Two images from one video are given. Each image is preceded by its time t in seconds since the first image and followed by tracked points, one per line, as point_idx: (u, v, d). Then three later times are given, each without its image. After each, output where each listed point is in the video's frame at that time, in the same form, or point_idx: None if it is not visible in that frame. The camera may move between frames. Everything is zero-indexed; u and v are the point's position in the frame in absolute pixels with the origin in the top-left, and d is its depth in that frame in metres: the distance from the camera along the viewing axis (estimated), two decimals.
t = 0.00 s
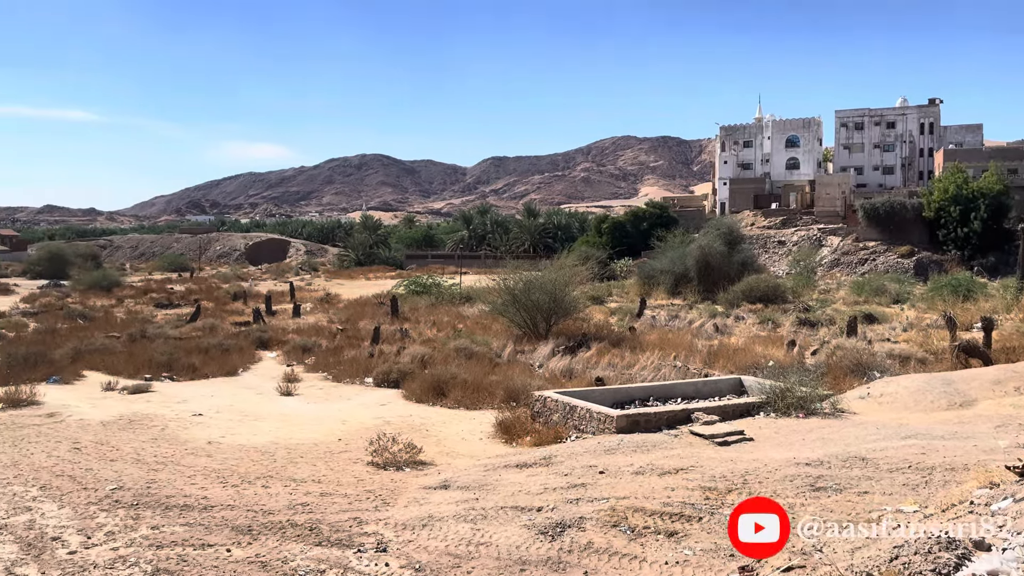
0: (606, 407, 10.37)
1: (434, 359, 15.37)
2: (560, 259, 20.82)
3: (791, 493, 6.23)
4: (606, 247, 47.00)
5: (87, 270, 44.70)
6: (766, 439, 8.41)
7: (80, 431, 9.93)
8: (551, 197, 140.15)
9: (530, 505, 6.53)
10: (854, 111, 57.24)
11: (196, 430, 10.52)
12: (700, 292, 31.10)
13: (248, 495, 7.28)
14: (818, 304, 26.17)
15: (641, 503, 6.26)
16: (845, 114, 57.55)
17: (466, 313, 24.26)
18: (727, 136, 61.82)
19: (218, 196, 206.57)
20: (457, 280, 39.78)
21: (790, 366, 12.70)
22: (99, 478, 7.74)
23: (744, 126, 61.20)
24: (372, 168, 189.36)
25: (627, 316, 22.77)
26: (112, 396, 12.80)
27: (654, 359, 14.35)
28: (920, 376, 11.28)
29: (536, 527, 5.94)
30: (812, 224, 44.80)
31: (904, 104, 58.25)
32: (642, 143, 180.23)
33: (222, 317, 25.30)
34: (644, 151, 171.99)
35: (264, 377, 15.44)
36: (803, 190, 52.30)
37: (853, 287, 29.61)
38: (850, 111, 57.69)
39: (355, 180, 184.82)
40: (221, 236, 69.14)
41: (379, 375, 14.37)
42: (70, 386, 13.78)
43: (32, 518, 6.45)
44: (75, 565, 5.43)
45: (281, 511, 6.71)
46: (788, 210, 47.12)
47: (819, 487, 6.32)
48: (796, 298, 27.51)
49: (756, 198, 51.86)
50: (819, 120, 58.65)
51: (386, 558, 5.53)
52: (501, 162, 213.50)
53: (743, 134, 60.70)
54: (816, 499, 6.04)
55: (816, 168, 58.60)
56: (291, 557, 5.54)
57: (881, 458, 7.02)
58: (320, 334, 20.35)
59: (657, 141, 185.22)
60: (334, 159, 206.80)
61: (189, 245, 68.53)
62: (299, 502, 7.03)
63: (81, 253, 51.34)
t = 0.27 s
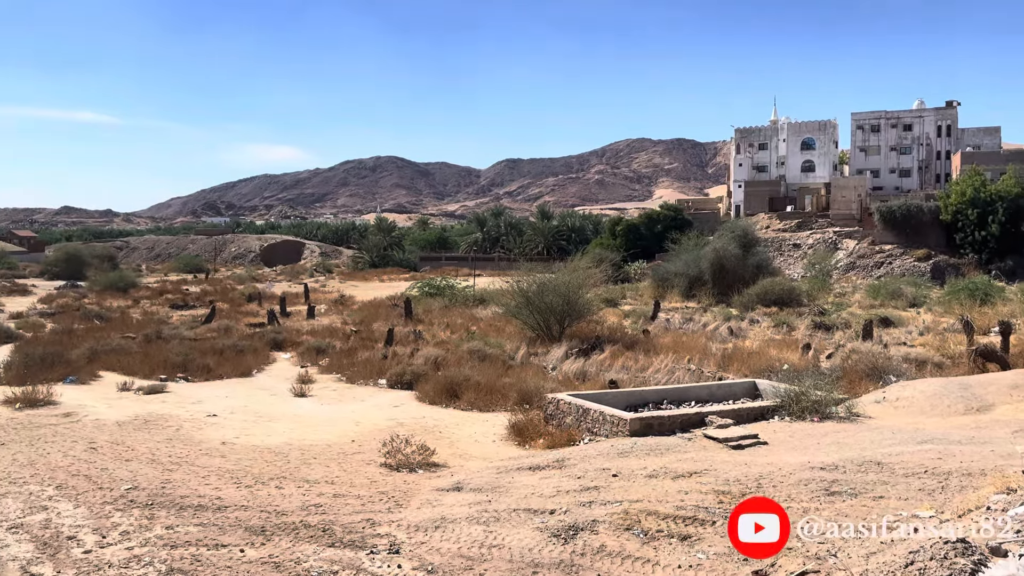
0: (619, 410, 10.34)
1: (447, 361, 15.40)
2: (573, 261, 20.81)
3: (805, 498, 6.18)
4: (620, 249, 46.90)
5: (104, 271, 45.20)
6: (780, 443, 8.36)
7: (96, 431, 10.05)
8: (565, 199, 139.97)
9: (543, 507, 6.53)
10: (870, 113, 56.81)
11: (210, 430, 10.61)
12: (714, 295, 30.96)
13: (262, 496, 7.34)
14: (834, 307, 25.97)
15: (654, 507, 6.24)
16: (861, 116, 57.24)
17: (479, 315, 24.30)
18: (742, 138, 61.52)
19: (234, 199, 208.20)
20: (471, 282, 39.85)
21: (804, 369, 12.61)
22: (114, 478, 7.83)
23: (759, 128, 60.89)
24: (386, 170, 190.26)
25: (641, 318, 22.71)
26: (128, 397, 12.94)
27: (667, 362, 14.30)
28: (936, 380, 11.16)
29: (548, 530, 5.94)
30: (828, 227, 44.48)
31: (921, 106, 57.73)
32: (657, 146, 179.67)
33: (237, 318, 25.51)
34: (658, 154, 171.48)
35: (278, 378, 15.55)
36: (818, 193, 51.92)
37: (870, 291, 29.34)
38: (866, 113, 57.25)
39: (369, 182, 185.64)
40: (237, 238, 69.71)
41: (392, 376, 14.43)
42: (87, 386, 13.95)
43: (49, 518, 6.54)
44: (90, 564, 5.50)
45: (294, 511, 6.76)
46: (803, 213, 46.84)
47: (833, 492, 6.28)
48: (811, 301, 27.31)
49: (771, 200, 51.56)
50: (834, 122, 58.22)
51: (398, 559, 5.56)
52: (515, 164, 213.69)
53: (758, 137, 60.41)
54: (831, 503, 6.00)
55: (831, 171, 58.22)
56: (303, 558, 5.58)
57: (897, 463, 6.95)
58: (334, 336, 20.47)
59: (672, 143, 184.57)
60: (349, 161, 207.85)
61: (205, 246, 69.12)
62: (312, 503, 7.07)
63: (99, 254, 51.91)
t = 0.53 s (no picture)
0: (626, 413, 10.33)
1: (454, 363, 15.41)
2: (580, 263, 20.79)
3: (813, 501, 6.16)
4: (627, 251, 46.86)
5: (113, 272, 45.43)
6: (788, 446, 8.33)
7: (104, 432, 10.10)
8: (572, 201, 139.88)
9: (549, 510, 6.53)
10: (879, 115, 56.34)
11: (218, 431, 10.65)
12: (721, 297, 30.88)
13: (269, 497, 7.36)
14: (841, 310, 25.87)
15: (661, 510, 6.23)
16: (869, 119, 56.77)
17: (486, 317, 24.32)
18: (750, 141, 61.38)
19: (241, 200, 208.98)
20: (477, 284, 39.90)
21: (812, 373, 12.56)
22: (122, 479, 7.87)
23: (767, 131, 60.70)
24: (393, 172, 190.71)
25: (648, 321, 22.68)
26: (136, 398, 13.00)
27: (674, 364, 14.27)
28: (945, 384, 11.09)
29: (554, 533, 5.94)
30: (835, 230, 44.35)
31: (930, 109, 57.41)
32: (664, 148, 179.45)
33: (244, 319, 25.59)
34: (666, 156, 171.26)
35: (285, 380, 15.59)
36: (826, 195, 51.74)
37: (878, 294, 29.20)
38: (875, 116, 56.91)
39: (377, 184, 186.04)
40: (245, 239, 70.00)
41: (399, 378, 14.45)
42: (95, 386, 14.03)
43: (57, 518, 6.58)
44: (98, 565, 5.53)
45: (301, 513, 6.78)
46: (811, 216, 46.74)
47: (841, 495, 6.25)
48: (819, 304, 27.21)
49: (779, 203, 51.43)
50: (842, 125, 57.94)
51: (404, 561, 5.56)
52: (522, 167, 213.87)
53: (766, 139, 60.23)
54: (838, 507, 5.97)
55: (839, 173, 58.03)
56: (310, 560, 5.59)
57: (905, 467, 6.91)
58: (341, 338, 20.53)
59: (679, 145, 184.28)
60: (356, 164, 208.47)
61: (213, 248, 69.43)
62: (318, 504, 7.09)
63: (107, 255, 52.21)
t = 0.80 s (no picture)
0: (627, 416, 10.32)
1: (454, 365, 15.41)
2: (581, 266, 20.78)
3: (813, 505, 6.15)
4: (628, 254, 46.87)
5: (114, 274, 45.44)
6: (788, 449, 8.31)
7: (105, 434, 10.09)
8: (573, 203, 139.89)
9: (550, 512, 6.52)
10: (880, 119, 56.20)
11: (218, 433, 10.65)
12: (722, 300, 30.88)
13: (269, 499, 7.36)
14: (842, 313, 25.87)
15: (661, 512, 6.22)
16: (870, 122, 56.65)
17: (487, 319, 24.32)
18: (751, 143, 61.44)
19: (243, 202, 209.14)
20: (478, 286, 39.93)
21: (813, 376, 12.55)
22: (123, 480, 7.87)
23: (768, 134, 60.70)
24: (395, 174, 190.85)
25: (648, 324, 22.67)
26: (137, 399, 13.00)
27: (675, 367, 14.26)
28: (946, 388, 11.07)
29: (554, 535, 5.93)
30: (837, 233, 44.36)
31: (932, 112, 57.34)
32: (665, 151, 179.55)
33: (245, 321, 25.62)
34: (667, 159, 171.34)
35: (286, 382, 15.58)
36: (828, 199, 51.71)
37: (879, 297, 29.19)
38: (876, 119, 56.81)
39: (378, 187, 186.17)
40: (246, 241, 70.07)
41: (400, 380, 14.44)
42: (96, 388, 14.03)
43: (57, 519, 6.58)
44: (98, 566, 5.52)
45: (301, 515, 6.77)
46: (812, 219, 46.76)
47: (841, 499, 6.24)
48: (820, 307, 27.20)
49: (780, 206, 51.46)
50: (844, 128, 58.02)
51: (404, 564, 5.55)
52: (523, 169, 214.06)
53: (767, 142, 60.24)
54: (839, 511, 5.97)
55: (841, 177, 58.07)
56: (310, 561, 5.59)
57: (906, 471, 6.91)
58: (342, 340, 20.53)
59: (680, 148, 184.37)
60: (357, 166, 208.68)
61: (214, 249, 69.49)
62: (319, 506, 7.08)
63: (108, 257, 52.23)
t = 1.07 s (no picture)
0: (621, 419, 10.32)
1: (448, 368, 15.39)
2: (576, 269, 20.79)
3: (806, 508, 6.16)
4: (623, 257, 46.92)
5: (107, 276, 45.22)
6: (782, 452, 8.32)
7: (97, 436, 10.03)
8: (568, 206, 139.98)
9: (544, 516, 6.51)
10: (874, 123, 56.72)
11: (212, 436, 10.60)
12: (716, 303, 30.93)
13: (262, 502, 7.32)
14: (836, 316, 25.96)
15: (655, 516, 6.22)
16: (864, 126, 57.17)
17: (481, 322, 24.31)
18: (745, 147, 61.62)
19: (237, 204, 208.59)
20: (473, 288, 39.93)
21: (807, 379, 12.57)
22: (115, 483, 7.82)
23: (763, 137, 60.92)
24: (389, 177, 190.66)
25: (643, 326, 22.70)
26: (130, 402, 12.93)
27: (669, 370, 14.27)
28: (939, 391, 11.11)
29: (548, 538, 5.92)
30: (831, 236, 44.51)
31: (925, 117, 57.67)
32: (660, 155, 179.93)
33: (239, 323, 25.52)
34: (662, 163, 171.66)
35: (280, 384, 15.53)
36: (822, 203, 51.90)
37: (873, 300, 29.29)
38: (870, 123, 57.20)
39: (372, 189, 185.94)
40: (240, 243, 69.87)
41: (394, 383, 14.41)
42: (89, 390, 13.95)
43: (49, 522, 6.53)
44: (89, 570, 5.48)
45: (294, 518, 6.74)
46: (806, 222, 46.92)
47: (835, 502, 6.25)
48: (815, 310, 27.28)
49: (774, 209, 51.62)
50: (838, 132, 58.24)
51: (398, 567, 5.53)
52: (518, 172, 214.21)
53: (762, 146, 60.46)
54: (832, 514, 5.97)
55: (835, 180, 58.29)
56: (303, 565, 5.56)
57: (899, 474, 6.92)
58: (336, 342, 20.48)
59: (675, 151, 184.79)
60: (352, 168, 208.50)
61: (208, 251, 69.25)
62: (312, 509, 7.06)
63: (101, 259, 51.98)
